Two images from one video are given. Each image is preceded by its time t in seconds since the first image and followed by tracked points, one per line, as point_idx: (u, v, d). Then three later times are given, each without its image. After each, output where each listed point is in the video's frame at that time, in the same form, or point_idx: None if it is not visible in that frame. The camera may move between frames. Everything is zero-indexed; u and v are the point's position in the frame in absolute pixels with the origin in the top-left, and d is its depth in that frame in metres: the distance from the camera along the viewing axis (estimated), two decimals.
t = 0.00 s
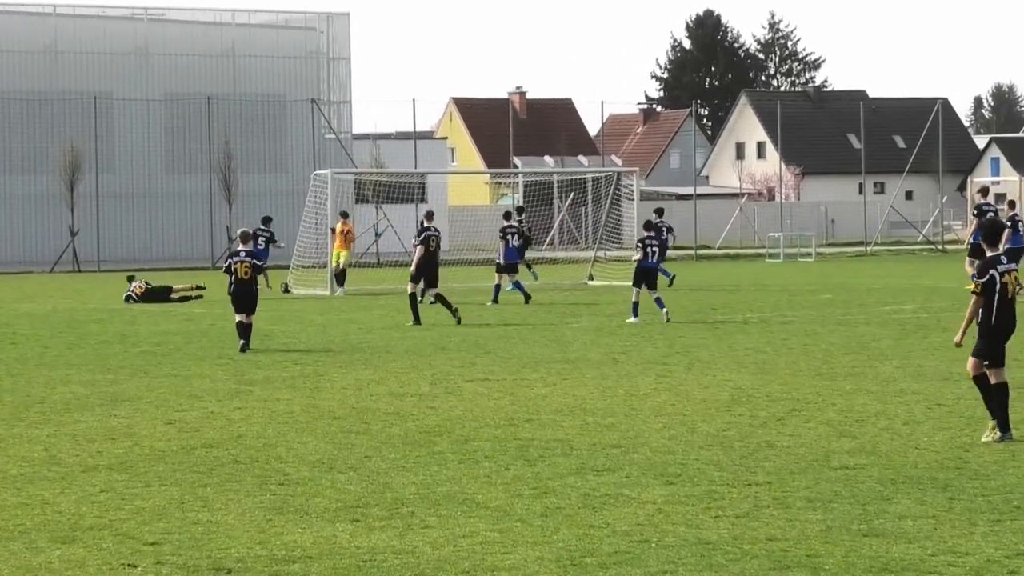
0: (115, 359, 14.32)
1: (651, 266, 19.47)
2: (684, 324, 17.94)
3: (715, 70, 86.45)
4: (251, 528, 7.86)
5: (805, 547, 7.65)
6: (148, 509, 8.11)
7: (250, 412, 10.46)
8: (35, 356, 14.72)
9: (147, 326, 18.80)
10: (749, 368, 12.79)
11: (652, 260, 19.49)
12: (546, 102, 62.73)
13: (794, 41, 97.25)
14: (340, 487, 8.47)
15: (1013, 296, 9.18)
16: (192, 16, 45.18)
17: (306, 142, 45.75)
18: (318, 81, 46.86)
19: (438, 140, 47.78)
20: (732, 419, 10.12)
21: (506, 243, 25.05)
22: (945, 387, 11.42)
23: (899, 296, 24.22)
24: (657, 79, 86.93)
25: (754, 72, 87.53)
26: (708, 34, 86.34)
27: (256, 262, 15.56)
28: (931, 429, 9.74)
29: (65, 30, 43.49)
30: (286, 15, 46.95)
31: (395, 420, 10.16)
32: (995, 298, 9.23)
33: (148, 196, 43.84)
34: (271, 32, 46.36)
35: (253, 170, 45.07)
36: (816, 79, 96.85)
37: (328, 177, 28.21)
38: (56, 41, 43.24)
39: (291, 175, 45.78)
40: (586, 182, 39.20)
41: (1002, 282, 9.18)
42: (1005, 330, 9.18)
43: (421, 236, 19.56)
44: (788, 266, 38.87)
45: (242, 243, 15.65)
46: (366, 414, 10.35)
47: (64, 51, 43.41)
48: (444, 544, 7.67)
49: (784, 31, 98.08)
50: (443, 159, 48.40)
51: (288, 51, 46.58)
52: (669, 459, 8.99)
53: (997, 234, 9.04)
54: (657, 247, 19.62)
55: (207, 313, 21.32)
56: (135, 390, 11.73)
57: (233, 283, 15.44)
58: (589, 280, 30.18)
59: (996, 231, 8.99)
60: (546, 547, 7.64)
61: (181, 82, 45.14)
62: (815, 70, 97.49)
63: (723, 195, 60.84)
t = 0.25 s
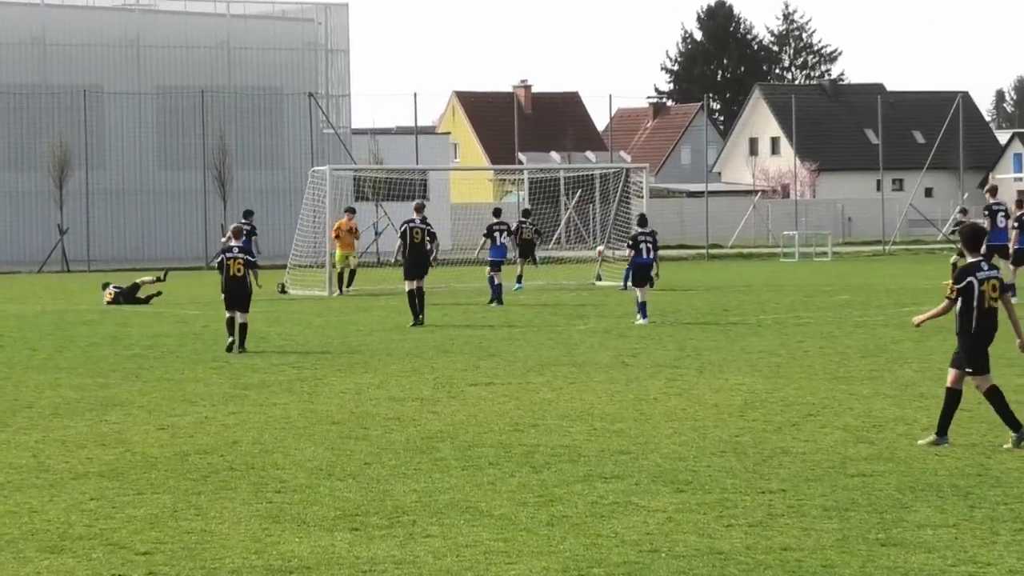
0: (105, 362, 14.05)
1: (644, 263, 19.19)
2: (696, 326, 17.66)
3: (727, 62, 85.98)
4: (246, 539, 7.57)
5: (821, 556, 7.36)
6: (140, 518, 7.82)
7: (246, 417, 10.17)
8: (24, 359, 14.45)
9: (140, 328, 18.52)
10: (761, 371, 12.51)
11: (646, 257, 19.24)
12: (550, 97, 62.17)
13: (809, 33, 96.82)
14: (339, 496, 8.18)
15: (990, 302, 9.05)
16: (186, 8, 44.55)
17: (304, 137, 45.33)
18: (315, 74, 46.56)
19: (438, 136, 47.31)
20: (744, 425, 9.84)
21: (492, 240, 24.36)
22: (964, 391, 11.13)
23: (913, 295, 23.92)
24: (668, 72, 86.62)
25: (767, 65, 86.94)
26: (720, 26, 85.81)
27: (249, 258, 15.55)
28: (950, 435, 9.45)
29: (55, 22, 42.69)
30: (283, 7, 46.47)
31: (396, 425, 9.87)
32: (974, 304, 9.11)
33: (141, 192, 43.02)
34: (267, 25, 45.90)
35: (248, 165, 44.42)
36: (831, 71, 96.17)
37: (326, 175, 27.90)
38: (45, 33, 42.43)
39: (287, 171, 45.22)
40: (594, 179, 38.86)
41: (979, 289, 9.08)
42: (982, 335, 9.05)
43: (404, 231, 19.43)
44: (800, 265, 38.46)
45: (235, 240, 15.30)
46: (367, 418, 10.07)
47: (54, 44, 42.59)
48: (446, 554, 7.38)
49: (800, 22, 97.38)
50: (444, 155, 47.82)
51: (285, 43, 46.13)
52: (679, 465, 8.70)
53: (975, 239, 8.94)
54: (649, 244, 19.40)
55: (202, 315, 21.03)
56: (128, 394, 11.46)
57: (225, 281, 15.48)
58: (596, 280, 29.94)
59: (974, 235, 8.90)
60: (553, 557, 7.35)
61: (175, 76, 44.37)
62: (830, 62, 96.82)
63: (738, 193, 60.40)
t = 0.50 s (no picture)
0: (99, 364, 13.84)
1: (639, 264, 19.04)
2: (706, 327, 17.42)
3: (737, 56, 85.63)
4: (241, 546, 7.35)
5: (833, 564, 7.14)
6: (133, 525, 7.60)
7: (242, 422, 9.95)
8: (16, 361, 14.25)
9: (135, 328, 18.30)
10: (772, 373, 12.30)
11: (640, 258, 19.09)
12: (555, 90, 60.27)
13: (821, 25, 96.44)
14: (337, 502, 7.97)
15: (969, 297, 9.01)
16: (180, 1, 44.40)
17: (302, 131, 44.69)
18: (314, 68, 46.20)
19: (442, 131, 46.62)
20: (755, 428, 9.62)
21: (484, 240, 24.29)
22: (980, 394, 10.90)
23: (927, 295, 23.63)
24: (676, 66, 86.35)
25: (778, 59, 86.53)
26: (731, 20, 85.41)
27: (242, 262, 15.56)
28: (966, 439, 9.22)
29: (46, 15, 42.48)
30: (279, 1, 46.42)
31: (397, 429, 9.64)
32: (956, 297, 9.08)
33: (135, 189, 42.65)
34: (263, 18, 45.78)
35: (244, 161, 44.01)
36: (842, 65, 95.64)
37: (327, 172, 27.63)
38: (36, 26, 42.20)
39: (284, 167, 44.70)
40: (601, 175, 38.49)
41: (962, 283, 9.03)
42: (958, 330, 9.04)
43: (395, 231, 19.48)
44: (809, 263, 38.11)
45: (226, 239, 15.40)
46: (366, 423, 9.85)
47: (44, 37, 42.34)
48: (447, 561, 7.16)
49: (811, 15, 96.90)
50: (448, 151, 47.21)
51: (281, 37, 45.96)
52: (688, 471, 8.48)
53: (957, 232, 8.93)
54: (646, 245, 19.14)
55: (199, 315, 20.79)
56: (123, 397, 11.26)
57: (218, 283, 15.60)
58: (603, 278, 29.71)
59: (956, 229, 8.88)
60: (558, 564, 7.14)
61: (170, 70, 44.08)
62: (842, 56, 96.28)
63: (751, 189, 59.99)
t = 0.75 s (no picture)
0: (96, 365, 13.84)
1: (627, 263, 19.18)
2: (704, 328, 17.47)
3: (736, 57, 85.65)
4: (241, 547, 7.35)
5: (830, 564, 7.15)
6: (131, 526, 7.59)
7: (240, 423, 9.94)
8: (12, 362, 14.25)
9: (130, 330, 18.29)
10: (769, 374, 12.32)
11: (626, 257, 19.20)
12: (554, 92, 60.07)
13: (820, 27, 96.50)
14: (336, 503, 7.97)
15: (936, 301, 8.87)
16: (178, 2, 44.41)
17: (300, 131, 44.37)
18: (312, 68, 46.42)
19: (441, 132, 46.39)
20: (753, 429, 9.63)
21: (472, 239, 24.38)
22: (979, 394, 10.91)
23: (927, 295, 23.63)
24: (675, 66, 86.39)
25: (776, 60, 86.55)
26: (729, 21, 85.37)
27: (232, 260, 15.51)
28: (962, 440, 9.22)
29: (43, 15, 42.37)
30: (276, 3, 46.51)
31: (396, 430, 9.64)
32: (922, 300, 8.93)
33: (132, 190, 42.56)
34: (261, 18, 45.81)
35: (242, 162, 43.95)
36: (840, 66, 95.66)
37: (325, 174, 27.62)
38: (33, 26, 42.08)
39: (282, 168, 44.65)
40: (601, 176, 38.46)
41: (926, 287, 8.88)
42: (928, 335, 8.88)
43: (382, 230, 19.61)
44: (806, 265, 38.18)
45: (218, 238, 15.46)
46: (365, 424, 9.84)
47: (42, 37, 42.24)
48: (446, 562, 7.16)
49: (809, 16, 96.86)
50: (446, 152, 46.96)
51: (279, 38, 46.05)
52: (686, 471, 8.48)
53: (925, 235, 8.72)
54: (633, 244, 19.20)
55: (195, 317, 20.79)
56: (120, 398, 11.26)
57: (208, 281, 15.48)
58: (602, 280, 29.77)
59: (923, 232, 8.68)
60: (556, 566, 7.13)
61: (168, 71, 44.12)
62: (840, 56, 96.26)
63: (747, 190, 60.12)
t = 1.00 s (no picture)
0: (88, 365, 13.83)
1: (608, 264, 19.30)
2: (698, 328, 17.46)
3: (729, 57, 85.66)
4: (233, 547, 7.34)
5: (823, 564, 7.16)
6: (123, 526, 7.58)
7: (232, 423, 9.93)
8: (4, 361, 14.24)
9: (123, 330, 18.28)
10: (762, 374, 12.32)
11: (608, 259, 19.37)
12: (547, 92, 60.19)
13: (813, 26, 96.49)
14: (328, 503, 7.96)
15: (903, 301, 9.06)
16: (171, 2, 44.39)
17: (292, 132, 44.51)
18: (305, 69, 46.41)
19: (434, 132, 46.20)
20: (746, 429, 9.64)
21: (458, 240, 24.39)
22: (971, 395, 10.92)
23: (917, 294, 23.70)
24: (668, 67, 86.31)
25: (769, 60, 86.57)
26: (722, 21, 85.39)
27: (226, 261, 15.52)
28: (955, 441, 9.21)
29: (35, 15, 42.32)
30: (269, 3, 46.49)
31: (388, 430, 9.63)
32: (887, 300, 9.14)
33: (125, 190, 42.43)
34: (254, 18, 45.76)
35: (235, 162, 43.88)
36: (833, 66, 95.67)
37: (317, 173, 27.59)
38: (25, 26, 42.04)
39: (275, 168, 44.57)
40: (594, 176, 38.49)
41: (892, 286, 9.05)
42: (897, 331, 9.08)
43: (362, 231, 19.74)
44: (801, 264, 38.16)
45: (213, 238, 15.49)
46: (357, 424, 9.84)
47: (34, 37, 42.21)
48: (438, 562, 7.16)
49: (802, 16, 96.86)
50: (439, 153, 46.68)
51: (272, 38, 45.99)
52: (679, 472, 8.48)
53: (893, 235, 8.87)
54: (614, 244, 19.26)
55: (188, 316, 20.79)
56: (112, 398, 11.24)
57: (201, 281, 15.49)
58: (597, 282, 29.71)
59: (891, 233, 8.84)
60: (549, 566, 7.13)
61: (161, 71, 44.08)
62: (832, 57, 96.24)
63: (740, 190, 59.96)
